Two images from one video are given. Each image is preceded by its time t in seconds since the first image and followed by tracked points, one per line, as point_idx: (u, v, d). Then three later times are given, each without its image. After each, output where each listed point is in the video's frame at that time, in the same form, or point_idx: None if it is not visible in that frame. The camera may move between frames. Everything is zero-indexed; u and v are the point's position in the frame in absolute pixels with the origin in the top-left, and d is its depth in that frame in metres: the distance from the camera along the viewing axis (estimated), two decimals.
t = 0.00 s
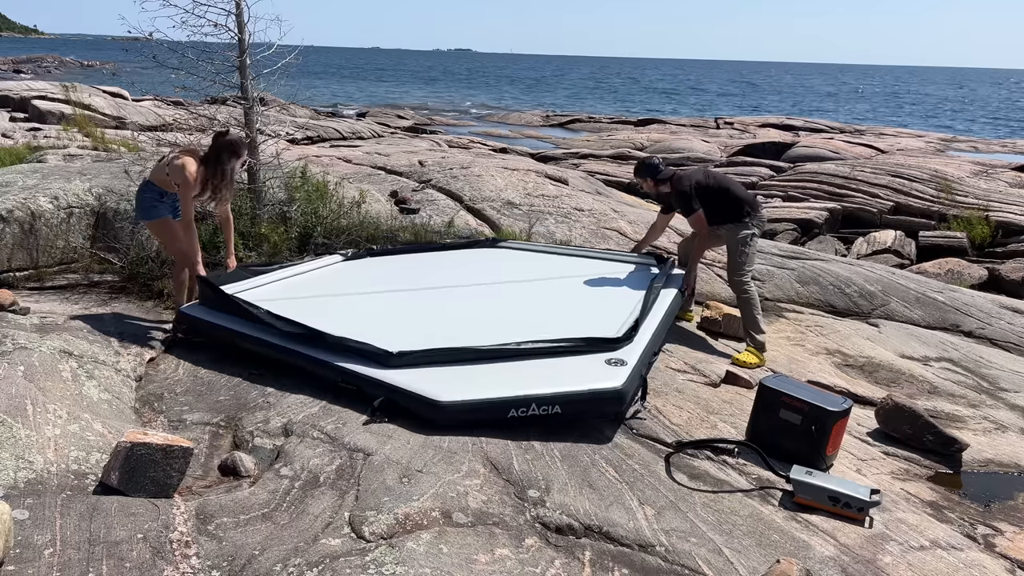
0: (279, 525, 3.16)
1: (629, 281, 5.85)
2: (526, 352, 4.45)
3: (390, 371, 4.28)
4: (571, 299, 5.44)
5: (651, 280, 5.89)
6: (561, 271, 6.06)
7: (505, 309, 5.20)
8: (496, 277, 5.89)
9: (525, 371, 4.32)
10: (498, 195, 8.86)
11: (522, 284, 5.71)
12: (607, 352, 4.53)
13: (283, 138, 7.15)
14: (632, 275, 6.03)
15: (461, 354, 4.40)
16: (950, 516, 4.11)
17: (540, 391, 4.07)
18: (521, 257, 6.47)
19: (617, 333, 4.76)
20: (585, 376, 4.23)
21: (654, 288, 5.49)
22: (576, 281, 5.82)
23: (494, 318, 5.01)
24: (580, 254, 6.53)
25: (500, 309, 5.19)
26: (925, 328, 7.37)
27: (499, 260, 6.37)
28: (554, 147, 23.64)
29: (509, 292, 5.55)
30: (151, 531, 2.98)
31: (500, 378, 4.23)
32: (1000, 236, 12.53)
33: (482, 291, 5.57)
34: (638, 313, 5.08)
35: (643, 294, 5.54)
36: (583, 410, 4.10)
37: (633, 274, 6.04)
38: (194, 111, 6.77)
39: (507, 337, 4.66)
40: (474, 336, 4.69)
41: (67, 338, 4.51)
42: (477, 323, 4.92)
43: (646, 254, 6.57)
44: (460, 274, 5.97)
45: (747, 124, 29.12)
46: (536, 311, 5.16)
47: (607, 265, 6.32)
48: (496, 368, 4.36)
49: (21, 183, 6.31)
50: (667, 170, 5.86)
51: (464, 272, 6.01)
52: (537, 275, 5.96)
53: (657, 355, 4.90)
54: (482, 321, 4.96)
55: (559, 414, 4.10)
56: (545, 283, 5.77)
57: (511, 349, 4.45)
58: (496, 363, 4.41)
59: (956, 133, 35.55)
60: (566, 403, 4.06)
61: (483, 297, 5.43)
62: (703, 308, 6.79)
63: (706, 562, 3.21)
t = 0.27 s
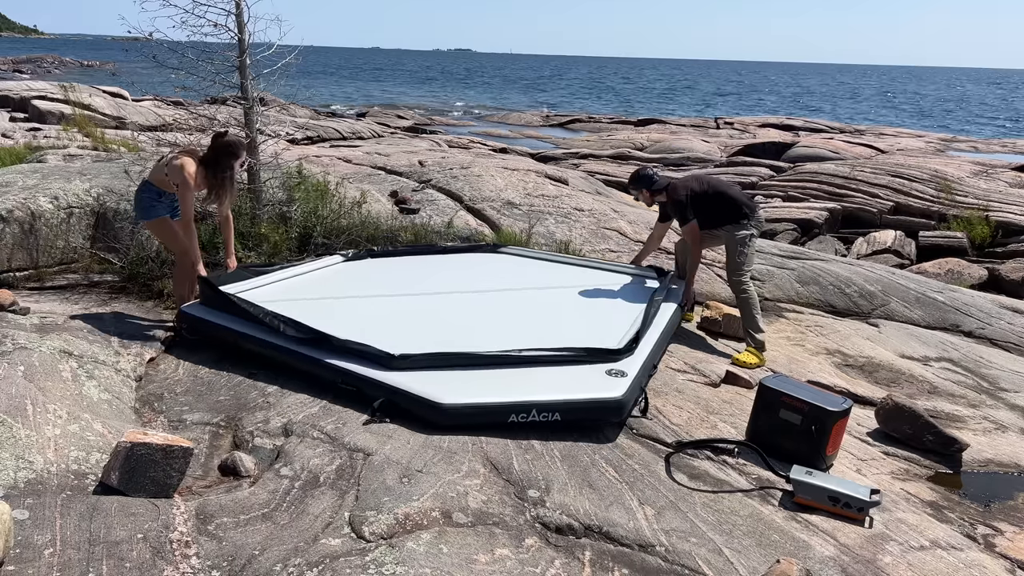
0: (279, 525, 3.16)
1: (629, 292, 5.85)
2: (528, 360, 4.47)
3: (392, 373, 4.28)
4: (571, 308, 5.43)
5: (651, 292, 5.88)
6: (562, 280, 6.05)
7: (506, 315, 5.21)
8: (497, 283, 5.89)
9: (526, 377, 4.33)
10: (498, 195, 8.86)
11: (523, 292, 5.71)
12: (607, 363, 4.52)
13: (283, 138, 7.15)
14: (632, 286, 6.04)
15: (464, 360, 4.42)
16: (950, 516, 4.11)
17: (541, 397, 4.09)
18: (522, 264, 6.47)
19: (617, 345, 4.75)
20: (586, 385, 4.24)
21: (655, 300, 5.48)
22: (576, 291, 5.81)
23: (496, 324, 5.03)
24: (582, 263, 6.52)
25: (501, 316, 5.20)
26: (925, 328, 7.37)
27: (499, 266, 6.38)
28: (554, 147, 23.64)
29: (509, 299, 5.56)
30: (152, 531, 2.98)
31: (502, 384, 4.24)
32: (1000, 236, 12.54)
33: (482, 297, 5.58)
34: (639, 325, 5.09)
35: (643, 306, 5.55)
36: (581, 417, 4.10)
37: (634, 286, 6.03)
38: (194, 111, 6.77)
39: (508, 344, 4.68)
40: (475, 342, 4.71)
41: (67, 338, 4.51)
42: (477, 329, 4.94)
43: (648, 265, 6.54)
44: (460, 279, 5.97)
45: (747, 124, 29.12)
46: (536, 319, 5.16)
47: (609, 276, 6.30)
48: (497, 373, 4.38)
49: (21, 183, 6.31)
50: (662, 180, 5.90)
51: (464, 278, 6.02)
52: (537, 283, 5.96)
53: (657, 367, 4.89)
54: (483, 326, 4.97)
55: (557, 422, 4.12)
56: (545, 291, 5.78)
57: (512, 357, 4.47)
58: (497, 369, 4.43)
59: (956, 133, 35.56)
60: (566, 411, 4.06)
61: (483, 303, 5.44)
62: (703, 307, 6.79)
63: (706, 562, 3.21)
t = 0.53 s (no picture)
0: (279, 525, 3.16)
1: (628, 299, 5.85)
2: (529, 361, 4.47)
3: (394, 371, 4.28)
4: (571, 313, 5.43)
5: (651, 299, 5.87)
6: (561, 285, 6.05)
7: (506, 317, 5.21)
8: (497, 286, 5.88)
9: (527, 380, 4.33)
10: (498, 195, 8.86)
11: (522, 295, 5.71)
12: (608, 368, 4.52)
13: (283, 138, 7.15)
14: (632, 294, 6.03)
15: (465, 360, 4.42)
16: (950, 516, 4.11)
17: (542, 400, 4.09)
18: (523, 267, 6.46)
19: (618, 350, 4.76)
20: (586, 388, 4.24)
21: (654, 308, 5.47)
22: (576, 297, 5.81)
23: (496, 325, 5.04)
24: (581, 270, 6.52)
25: (502, 317, 5.20)
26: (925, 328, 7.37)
27: (500, 269, 6.38)
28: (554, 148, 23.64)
29: (509, 301, 5.56)
30: (151, 531, 2.98)
31: (503, 385, 4.25)
32: (1000, 236, 12.54)
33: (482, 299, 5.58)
34: (640, 331, 5.08)
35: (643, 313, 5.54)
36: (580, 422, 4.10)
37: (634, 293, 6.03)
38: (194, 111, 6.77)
39: (509, 345, 4.69)
40: (476, 343, 4.71)
41: (67, 338, 4.51)
42: (478, 329, 4.94)
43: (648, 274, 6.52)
44: (461, 280, 5.98)
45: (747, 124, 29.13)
46: (536, 322, 5.16)
47: (608, 282, 6.30)
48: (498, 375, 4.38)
49: (22, 183, 6.31)
50: (661, 187, 5.86)
51: (465, 279, 6.01)
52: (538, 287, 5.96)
53: (656, 374, 4.88)
54: (484, 327, 4.98)
55: (556, 425, 4.12)
56: (546, 295, 5.78)
57: (513, 358, 4.48)
58: (498, 369, 4.43)
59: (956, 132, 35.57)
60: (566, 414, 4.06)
61: (484, 305, 5.45)
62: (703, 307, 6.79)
63: (706, 562, 3.21)
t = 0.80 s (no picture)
0: (279, 524, 3.16)
1: (628, 297, 5.87)
2: (529, 361, 4.48)
3: (393, 373, 4.29)
4: (571, 313, 5.43)
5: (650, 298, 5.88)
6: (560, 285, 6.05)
7: (506, 317, 5.22)
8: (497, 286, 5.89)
9: (527, 378, 4.34)
10: (498, 195, 8.86)
11: (521, 295, 5.72)
12: (607, 366, 4.53)
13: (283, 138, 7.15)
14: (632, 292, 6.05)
15: (463, 361, 4.43)
16: (950, 516, 4.12)
17: (542, 399, 4.09)
18: (523, 266, 6.47)
19: (617, 348, 4.76)
20: (586, 387, 4.24)
21: (654, 306, 5.48)
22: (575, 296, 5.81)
23: (496, 326, 5.04)
24: (580, 269, 6.52)
25: (501, 318, 5.21)
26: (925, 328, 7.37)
27: (500, 268, 6.39)
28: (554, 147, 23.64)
29: (509, 301, 5.56)
30: (152, 531, 2.98)
31: (502, 384, 4.25)
32: (999, 236, 12.54)
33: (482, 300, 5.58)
34: (640, 330, 5.09)
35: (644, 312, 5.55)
36: (581, 420, 4.10)
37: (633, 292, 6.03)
38: (194, 111, 6.77)
39: (509, 345, 4.69)
40: (475, 343, 4.72)
41: (67, 338, 4.51)
42: (478, 330, 4.95)
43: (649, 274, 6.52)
44: (461, 281, 5.98)
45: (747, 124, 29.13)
46: (535, 322, 5.17)
47: (608, 281, 6.31)
48: (498, 374, 4.39)
49: (22, 184, 6.31)
50: (667, 180, 5.87)
51: (465, 279, 6.02)
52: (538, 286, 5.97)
53: (656, 373, 4.89)
54: (483, 328, 4.99)
55: (557, 423, 4.12)
56: (546, 294, 5.79)
57: (512, 358, 4.48)
58: (496, 369, 4.43)
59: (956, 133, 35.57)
60: (566, 413, 4.06)
61: (483, 305, 5.45)
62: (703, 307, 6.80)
63: (706, 562, 3.21)
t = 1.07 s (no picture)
0: (279, 524, 3.16)
1: (627, 292, 5.87)
2: (528, 356, 4.48)
3: (391, 375, 4.29)
4: (571, 307, 5.45)
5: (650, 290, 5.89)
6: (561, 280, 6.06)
7: (505, 314, 5.22)
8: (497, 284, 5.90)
9: (527, 374, 4.33)
10: (498, 195, 8.86)
11: (522, 292, 5.73)
12: (607, 360, 4.54)
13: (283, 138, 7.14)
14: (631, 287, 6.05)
15: (462, 360, 4.43)
16: (950, 516, 4.12)
17: (541, 395, 4.08)
18: (522, 264, 6.47)
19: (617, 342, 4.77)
20: (586, 381, 4.24)
21: (653, 297, 5.49)
22: (575, 291, 5.82)
23: (495, 324, 5.04)
24: (581, 263, 6.53)
25: (501, 315, 5.21)
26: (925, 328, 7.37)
27: (499, 266, 6.39)
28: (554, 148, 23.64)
29: (508, 298, 5.57)
30: (152, 531, 2.98)
31: (502, 382, 4.25)
32: (999, 236, 12.54)
33: (481, 297, 5.59)
34: (639, 322, 5.09)
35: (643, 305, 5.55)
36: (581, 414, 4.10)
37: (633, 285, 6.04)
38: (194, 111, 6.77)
39: (507, 343, 4.69)
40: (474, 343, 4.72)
41: (67, 338, 4.51)
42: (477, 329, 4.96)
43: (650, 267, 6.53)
44: (460, 280, 5.98)
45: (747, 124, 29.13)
46: (535, 319, 5.17)
47: (607, 276, 6.32)
48: (498, 371, 4.40)
49: (21, 184, 6.31)
50: (675, 180, 5.87)
51: (464, 278, 6.03)
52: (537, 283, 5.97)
53: (657, 361, 4.90)
54: (482, 328, 4.99)
55: (557, 419, 4.12)
56: (545, 290, 5.79)
57: (511, 354, 4.47)
58: (495, 367, 4.44)
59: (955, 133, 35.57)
60: (566, 407, 4.06)
61: (483, 303, 5.45)
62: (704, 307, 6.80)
63: (706, 562, 3.21)
